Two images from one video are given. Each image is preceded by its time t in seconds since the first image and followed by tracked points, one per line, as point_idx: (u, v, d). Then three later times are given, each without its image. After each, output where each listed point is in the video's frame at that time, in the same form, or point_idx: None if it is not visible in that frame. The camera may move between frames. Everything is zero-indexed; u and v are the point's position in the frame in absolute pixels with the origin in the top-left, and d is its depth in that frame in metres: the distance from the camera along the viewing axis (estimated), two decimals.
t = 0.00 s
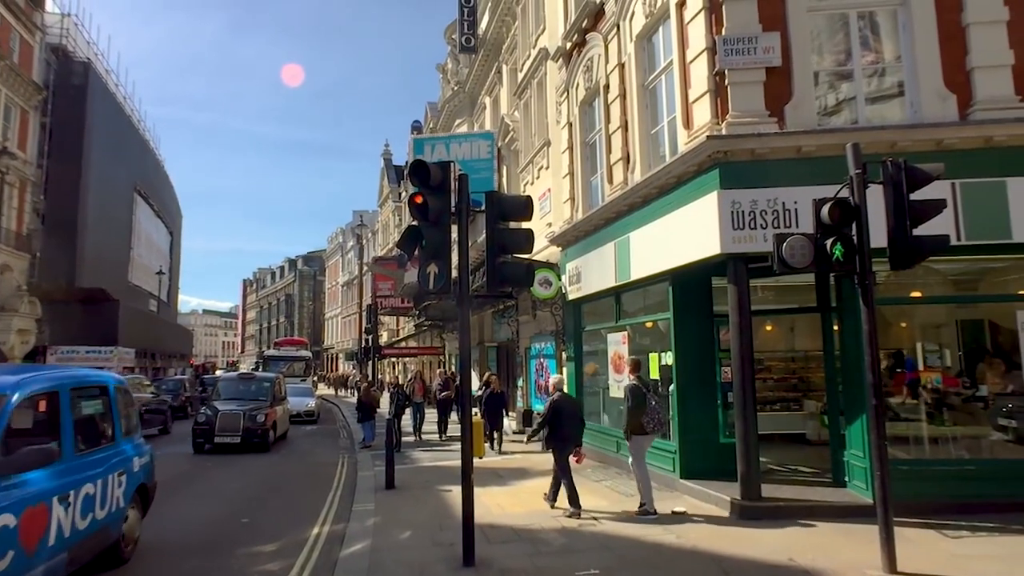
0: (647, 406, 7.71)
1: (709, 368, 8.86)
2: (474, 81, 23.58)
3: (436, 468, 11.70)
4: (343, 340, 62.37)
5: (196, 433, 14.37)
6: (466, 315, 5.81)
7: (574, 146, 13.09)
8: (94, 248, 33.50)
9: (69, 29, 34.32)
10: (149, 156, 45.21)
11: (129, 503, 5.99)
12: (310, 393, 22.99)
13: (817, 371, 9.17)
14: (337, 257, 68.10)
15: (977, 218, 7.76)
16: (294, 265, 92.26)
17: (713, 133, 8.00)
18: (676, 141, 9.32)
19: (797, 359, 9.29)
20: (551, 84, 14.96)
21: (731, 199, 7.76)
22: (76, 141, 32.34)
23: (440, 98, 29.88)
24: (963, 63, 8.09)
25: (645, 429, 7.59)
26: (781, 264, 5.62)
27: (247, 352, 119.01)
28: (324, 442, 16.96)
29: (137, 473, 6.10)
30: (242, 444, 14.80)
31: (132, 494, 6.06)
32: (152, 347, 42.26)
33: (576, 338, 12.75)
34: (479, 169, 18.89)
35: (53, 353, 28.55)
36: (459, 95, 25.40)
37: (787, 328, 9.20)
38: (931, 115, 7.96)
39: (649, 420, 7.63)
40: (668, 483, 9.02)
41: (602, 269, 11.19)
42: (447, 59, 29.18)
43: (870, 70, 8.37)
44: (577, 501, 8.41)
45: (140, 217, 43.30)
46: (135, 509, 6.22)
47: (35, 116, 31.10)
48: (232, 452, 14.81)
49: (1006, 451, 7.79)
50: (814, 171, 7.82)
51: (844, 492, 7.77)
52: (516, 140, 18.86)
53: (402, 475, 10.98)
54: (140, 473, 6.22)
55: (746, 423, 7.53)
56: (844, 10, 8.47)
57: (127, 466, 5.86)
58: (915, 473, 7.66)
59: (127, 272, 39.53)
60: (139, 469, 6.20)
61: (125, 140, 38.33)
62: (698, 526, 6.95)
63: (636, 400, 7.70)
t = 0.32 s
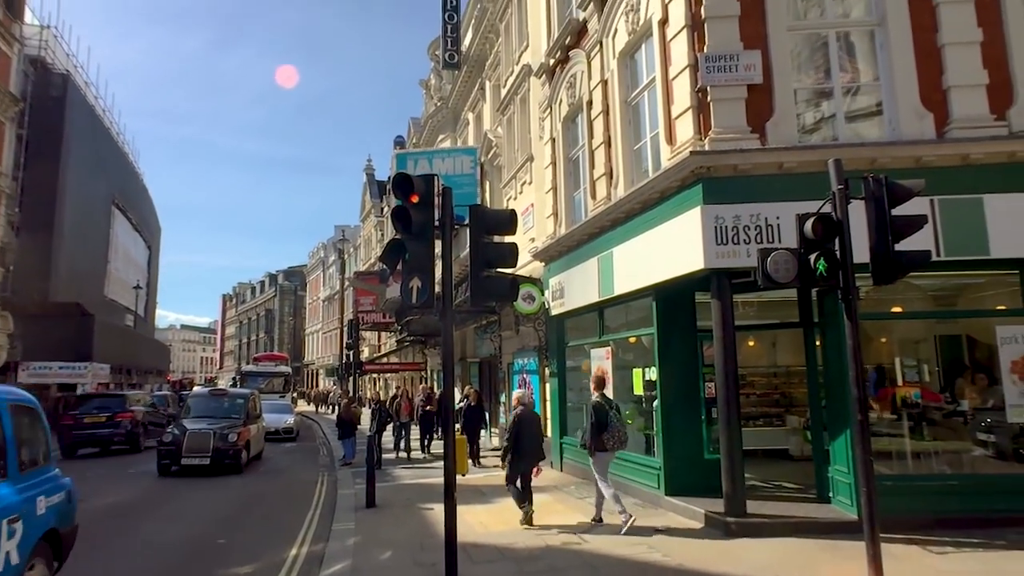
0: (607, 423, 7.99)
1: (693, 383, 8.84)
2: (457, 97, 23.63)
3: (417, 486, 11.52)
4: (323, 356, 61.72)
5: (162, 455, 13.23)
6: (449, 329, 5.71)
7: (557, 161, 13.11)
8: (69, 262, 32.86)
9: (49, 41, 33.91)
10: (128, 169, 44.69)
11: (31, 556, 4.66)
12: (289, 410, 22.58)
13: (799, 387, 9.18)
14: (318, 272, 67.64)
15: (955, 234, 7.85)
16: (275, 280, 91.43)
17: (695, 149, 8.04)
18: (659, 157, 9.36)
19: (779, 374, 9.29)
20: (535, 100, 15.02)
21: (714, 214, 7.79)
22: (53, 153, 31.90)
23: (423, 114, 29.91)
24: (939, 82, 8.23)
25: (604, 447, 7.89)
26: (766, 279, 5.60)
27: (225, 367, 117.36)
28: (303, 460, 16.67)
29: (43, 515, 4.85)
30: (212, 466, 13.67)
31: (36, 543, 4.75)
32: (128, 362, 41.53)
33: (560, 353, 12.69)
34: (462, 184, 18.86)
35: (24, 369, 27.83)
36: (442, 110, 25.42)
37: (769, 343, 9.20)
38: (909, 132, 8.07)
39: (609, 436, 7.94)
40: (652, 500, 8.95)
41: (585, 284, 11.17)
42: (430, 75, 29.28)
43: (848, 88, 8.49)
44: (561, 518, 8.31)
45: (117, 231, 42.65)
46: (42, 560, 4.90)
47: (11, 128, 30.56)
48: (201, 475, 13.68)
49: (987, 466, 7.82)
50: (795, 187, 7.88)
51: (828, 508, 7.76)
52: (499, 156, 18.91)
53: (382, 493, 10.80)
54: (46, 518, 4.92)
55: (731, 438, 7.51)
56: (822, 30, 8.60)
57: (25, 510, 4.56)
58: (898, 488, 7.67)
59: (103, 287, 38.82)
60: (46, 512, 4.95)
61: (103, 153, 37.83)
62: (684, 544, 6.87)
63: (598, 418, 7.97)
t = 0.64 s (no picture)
0: (578, 444, 8.05)
1: (685, 406, 8.79)
2: (447, 121, 23.77)
3: (406, 512, 11.33)
4: (310, 379, 61.11)
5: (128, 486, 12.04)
6: (440, 352, 5.60)
7: (547, 184, 13.15)
8: (54, 283, 32.44)
9: (38, 62, 33.85)
10: (115, 190, 44.44)
11: None
12: (275, 433, 22.24)
13: (791, 410, 9.13)
14: (306, 294, 67.26)
15: (943, 257, 7.91)
16: (262, 302, 90.82)
17: (687, 172, 8.08)
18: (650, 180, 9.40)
19: (771, 397, 9.26)
20: (525, 123, 15.12)
21: (706, 237, 7.81)
22: (40, 174, 31.65)
23: (413, 136, 30.02)
24: (924, 108, 8.35)
25: (575, 468, 7.99)
26: (759, 301, 5.56)
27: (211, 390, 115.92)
28: (289, 486, 16.39)
29: None
30: (185, 498, 12.48)
31: None
32: (110, 385, 40.85)
33: (550, 376, 12.62)
34: (452, 207, 18.87)
35: (4, 393, 27.28)
36: (432, 133, 25.55)
37: (759, 366, 9.18)
38: (896, 156, 8.16)
39: (580, 458, 7.99)
40: (645, 525, 8.83)
41: (577, 306, 11.14)
42: (421, 98, 29.44)
43: (836, 114, 8.59)
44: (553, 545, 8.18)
45: (103, 252, 42.25)
46: None
47: None
48: (172, 508, 12.50)
49: (980, 489, 7.80)
50: (785, 211, 7.93)
51: (824, 533, 7.69)
52: (489, 179, 18.97)
53: (370, 519, 10.58)
54: None
55: (725, 461, 7.46)
56: (809, 56, 8.72)
57: None
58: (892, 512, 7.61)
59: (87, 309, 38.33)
60: None
61: (91, 174, 37.61)
62: (680, 570, 6.76)
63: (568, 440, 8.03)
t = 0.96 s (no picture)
0: (539, 473, 8.23)
1: (674, 433, 8.77)
2: (435, 147, 23.92)
3: (391, 543, 11.12)
4: (292, 405, 60.29)
5: (83, 522, 10.49)
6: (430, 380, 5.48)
7: (535, 211, 13.23)
8: (32, 306, 31.87)
9: (23, 84, 33.70)
10: (98, 213, 44.03)
11: None
12: (256, 462, 21.81)
13: (779, 438, 9.12)
14: (290, 319, 66.72)
15: (926, 286, 8.02)
16: (245, 327, 89.89)
17: (675, 200, 8.17)
18: (638, 208, 9.49)
19: (758, 425, 9.26)
20: (513, 151, 15.26)
21: (695, 264, 7.86)
22: (20, 196, 31.25)
23: (401, 162, 30.14)
24: (905, 140, 8.54)
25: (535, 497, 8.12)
26: (750, 329, 5.57)
27: (190, 417, 113.96)
28: (270, 516, 16.04)
29: None
30: (147, 538, 10.96)
31: None
32: (86, 411, 39.97)
33: (538, 404, 12.56)
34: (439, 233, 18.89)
35: None
36: (420, 159, 25.69)
37: (746, 394, 9.19)
38: (879, 187, 8.31)
39: (540, 486, 8.16)
40: (634, 555, 8.73)
41: (565, 333, 11.14)
42: (409, 125, 29.63)
43: (821, 145, 8.75)
44: None
45: (83, 275, 41.67)
46: None
47: None
48: (134, 549, 10.95)
49: (967, 518, 7.81)
50: (772, 240, 8.03)
51: (814, 563, 7.65)
52: (477, 205, 19.06)
53: (353, 550, 10.36)
54: None
55: (716, 489, 7.44)
56: (793, 89, 8.90)
57: None
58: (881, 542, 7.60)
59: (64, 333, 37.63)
60: None
61: (73, 197, 37.27)
62: None
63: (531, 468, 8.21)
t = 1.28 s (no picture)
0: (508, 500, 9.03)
1: (660, 460, 8.76)
2: (421, 172, 24.03)
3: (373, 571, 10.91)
4: (272, 429, 59.39)
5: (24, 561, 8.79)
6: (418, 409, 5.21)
7: (522, 236, 13.29)
8: (5, 328, 31.16)
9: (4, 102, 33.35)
10: (76, 233, 43.41)
11: None
12: (233, 488, 21.38)
13: (764, 464, 9.12)
14: (271, 341, 65.99)
15: (908, 313, 8.14)
16: (224, 350, 88.72)
17: (661, 227, 8.24)
18: (625, 234, 9.57)
19: (743, 451, 9.21)
20: (500, 176, 15.37)
21: (681, 290, 7.92)
22: None
23: (386, 185, 30.19)
24: (885, 170, 8.72)
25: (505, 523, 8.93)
26: (737, 354, 5.58)
27: (166, 441, 111.75)
28: (248, 544, 15.70)
29: None
30: None
31: None
32: (58, 435, 38.99)
33: (523, 429, 12.51)
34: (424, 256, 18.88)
35: None
36: (405, 183, 25.75)
37: (730, 420, 9.19)
38: (860, 216, 8.46)
39: (510, 513, 8.97)
40: None
41: (550, 358, 11.14)
42: (395, 149, 29.74)
43: (805, 173, 8.90)
44: None
45: (59, 296, 40.91)
46: None
47: None
48: None
49: (950, 544, 7.86)
50: (758, 266, 8.12)
51: None
52: (462, 229, 19.11)
53: None
54: None
55: (702, 516, 7.43)
56: (776, 118, 9.08)
57: None
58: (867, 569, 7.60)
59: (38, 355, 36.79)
60: None
61: (51, 216, 36.72)
62: None
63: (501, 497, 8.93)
